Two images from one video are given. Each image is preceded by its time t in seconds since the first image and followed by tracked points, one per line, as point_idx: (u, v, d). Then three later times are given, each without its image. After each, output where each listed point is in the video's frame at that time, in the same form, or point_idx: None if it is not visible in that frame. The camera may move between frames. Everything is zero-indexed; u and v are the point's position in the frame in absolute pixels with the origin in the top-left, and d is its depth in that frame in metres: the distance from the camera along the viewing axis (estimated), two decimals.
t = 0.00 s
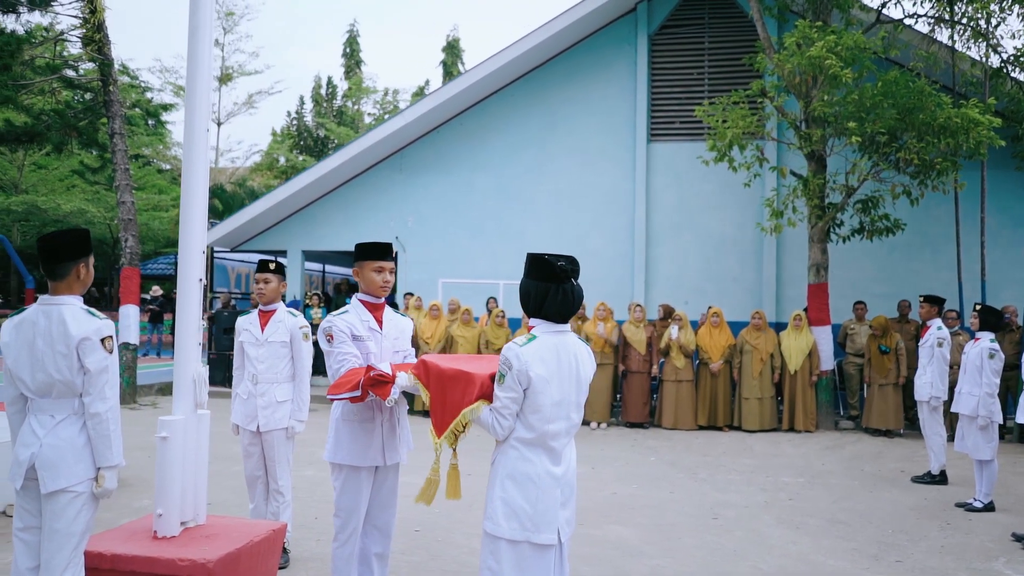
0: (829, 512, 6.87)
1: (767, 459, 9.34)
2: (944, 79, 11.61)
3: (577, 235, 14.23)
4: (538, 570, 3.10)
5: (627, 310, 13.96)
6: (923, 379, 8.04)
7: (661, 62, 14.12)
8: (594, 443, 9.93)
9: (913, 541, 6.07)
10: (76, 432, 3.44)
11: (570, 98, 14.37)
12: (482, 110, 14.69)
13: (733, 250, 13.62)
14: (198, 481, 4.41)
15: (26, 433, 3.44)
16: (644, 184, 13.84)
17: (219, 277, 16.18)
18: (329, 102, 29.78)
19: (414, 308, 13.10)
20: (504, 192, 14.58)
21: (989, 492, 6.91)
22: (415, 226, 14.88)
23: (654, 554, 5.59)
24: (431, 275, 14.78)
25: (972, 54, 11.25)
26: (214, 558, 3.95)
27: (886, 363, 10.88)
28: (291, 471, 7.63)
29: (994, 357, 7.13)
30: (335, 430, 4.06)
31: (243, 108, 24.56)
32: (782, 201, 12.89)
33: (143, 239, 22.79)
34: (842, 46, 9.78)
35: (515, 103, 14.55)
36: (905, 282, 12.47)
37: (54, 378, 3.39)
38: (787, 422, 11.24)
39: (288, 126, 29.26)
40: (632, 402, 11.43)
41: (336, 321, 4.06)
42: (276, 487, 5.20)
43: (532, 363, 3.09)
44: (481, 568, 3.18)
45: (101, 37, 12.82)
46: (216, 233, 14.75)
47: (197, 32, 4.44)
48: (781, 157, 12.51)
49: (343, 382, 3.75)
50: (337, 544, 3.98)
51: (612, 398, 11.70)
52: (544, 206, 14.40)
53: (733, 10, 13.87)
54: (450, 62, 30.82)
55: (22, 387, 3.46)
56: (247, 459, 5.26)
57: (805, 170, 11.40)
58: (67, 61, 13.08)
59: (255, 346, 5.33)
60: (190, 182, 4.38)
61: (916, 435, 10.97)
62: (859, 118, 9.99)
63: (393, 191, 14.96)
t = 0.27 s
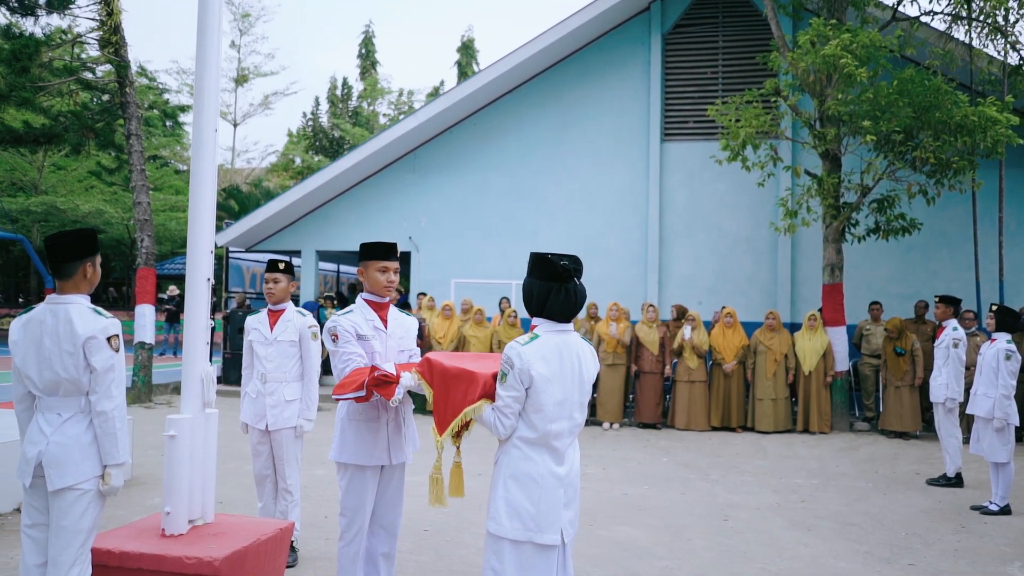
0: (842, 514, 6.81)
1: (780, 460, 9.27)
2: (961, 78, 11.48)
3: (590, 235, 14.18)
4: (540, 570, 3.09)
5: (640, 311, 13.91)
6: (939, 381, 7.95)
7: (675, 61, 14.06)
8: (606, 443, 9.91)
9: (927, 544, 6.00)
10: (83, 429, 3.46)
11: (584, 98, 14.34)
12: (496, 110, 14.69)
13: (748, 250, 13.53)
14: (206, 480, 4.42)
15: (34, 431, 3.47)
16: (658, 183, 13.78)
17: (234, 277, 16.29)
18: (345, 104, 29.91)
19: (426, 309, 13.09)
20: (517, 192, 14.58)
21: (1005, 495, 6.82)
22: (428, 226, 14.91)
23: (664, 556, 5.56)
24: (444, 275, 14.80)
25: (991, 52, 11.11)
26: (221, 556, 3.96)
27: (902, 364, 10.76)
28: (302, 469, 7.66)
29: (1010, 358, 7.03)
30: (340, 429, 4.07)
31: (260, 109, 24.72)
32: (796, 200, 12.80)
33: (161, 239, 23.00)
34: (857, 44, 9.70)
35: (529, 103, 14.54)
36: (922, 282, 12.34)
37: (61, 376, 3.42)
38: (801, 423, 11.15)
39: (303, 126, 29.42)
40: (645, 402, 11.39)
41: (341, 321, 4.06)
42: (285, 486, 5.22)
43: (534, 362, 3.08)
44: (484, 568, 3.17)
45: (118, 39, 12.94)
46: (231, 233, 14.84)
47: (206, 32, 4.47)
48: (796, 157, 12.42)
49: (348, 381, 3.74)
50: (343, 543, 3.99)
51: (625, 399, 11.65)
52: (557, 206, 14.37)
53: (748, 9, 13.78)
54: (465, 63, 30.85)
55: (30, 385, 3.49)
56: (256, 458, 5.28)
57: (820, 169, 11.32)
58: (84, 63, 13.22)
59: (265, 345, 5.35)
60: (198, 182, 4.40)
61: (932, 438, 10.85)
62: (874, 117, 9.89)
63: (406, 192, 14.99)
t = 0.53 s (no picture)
0: (858, 516, 6.73)
1: (796, 461, 9.18)
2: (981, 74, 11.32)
3: (605, 235, 14.12)
4: (546, 571, 3.06)
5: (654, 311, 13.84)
6: (957, 381, 7.84)
7: (690, 59, 13.98)
8: (620, 444, 9.86)
9: (944, 547, 5.91)
10: (90, 428, 3.47)
11: (598, 97, 14.29)
12: (510, 110, 14.67)
13: (764, 250, 13.43)
14: (216, 479, 4.43)
15: (43, 429, 3.49)
16: (673, 183, 13.70)
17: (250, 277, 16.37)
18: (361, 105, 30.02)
19: (440, 309, 13.12)
20: (531, 192, 14.55)
21: None
22: (443, 226, 14.91)
23: (676, 557, 5.52)
24: (459, 275, 14.80)
25: (1012, 48, 10.95)
26: (229, 555, 3.96)
27: (920, 365, 10.63)
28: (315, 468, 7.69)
29: None
30: (348, 429, 4.07)
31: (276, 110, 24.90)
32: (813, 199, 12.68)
33: (179, 240, 23.22)
34: (874, 41, 9.59)
35: (543, 103, 14.51)
36: (941, 281, 12.19)
37: (69, 374, 3.43)
38: (818, 423, 11.04)
39: (319, 127, 29.55)
40: (659, 403, 11.33)
41: (348, 320, 4.09)
42: (296, 485, 5.24)
43: (539, 362, 3.04)
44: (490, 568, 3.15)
45: (135, 41, 13.05)
46: (247, 234, 14.93)
47: (215, 33, 4.49)
48: (812, 155, 12.30)
49: (356, 382, 3.74)
50: (351, 544, 3.98)
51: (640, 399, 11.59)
52: (572, 205, 14.32)
53: (764, 6, 13.67)
54: (480, 63, 30.84)
55: (39, 383, 3.51)
56: (266, 457, 5.29)
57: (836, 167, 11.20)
58: (102, 66, 13.37)
59: (275, 345, 5.38)
60: (207, 181, 4.41)
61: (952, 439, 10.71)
62: (891, 114, 9.77)
63: (421, 192, 15.01)
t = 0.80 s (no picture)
0: (874, 518, 6.63)
1: (812, 462, 9.07)
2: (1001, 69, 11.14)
3: (620, 234, 14.04)
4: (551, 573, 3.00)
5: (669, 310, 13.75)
6: (977, 382, 7.71)
7: (706, 57, 13.87)
8: (633, 445, 9.80)
9: (962, 550, 5.80)
10: (95, 427, 3.47)
11: (612, 96, 14.21)
12: (524, 109, 14.63)
13: (780, 249, 13.29)
14: (223, 478, 4.42)
15: (48, 428, 3.49)
16: (688, 181, 13.60)
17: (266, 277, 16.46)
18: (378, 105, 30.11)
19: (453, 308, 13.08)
20: (546, 191, 14.50)
21: None
22: (457, 226, 14.90)
23: (687, 559, 5.45)
24: (473, 274, 14.78)
25: None
26: (235, 554, 3.95)
27: (938, 365, 10.47)
28: (326, 467, 7.70)
29: None
30: (352, 429, 4.05)
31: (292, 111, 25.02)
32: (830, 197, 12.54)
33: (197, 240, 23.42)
34: (892, 36, 9.47)
35: (557, 101, 14.46)
36: (961, 280, 12.01)
37: (73, 373, 3.43)
38: (835, 424, 10.91)
39: (336, 127, 29.68)
40: (673, 403, 11.25)
41: (352, 319, 4.03)
42: (304, 484, 5.22)
43: (541, 360, 3.00)
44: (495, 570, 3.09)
45: (152, 42, 13.14)
46: (262, 233, 14.99)
47: (222, 31, 4.48)
48: (829, 153, 12.16)
49: (358, 382, 3.70)
50: (357, 546, 3.97)
51: (654, 399, 11.51)
52: (586, 204, 14.26)
53: (780, 3, 13.54)
54: (496, 62, 30.83)
55: (44, 382, 3.51)
56: (275, 457, 5.28)
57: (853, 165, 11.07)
58: (118, 67, 13.48)
59: (283, 344, 5.37)
60: (214, 179, 4.40)
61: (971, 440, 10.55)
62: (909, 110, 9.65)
63: (435, 191, 15.01)
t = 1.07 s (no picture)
0: (891, 521, 6.53)
1: (827, 464, 8.97)
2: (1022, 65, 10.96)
3: (634, 233, 13.97)
4: None
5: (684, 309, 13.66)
6: (996, 382, 7.58)
7: (720, 54, 13.76)
8: (646, 445, 9.73)
9: (980, 555, 5.70)
10: (100, 427, 3.47)
11: (626, 94, 14.13)
12: (538, 108, 14.59)
13: (796, 248, 13.16)
14: (230, 479, 4.42)
15: (54, 428, 3.49)
16: (703, 180, 13.50)
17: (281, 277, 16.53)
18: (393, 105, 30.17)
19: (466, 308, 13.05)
20: (559, 190, 14.45)
21: None
22: (470, 225, 14.89)
23: (699, 562, 5.39)
24: (486, 274, 14.76)
25: None
26: (241, 555, 3.93)
27: (956, 365, 10.32)
28: (337, 467, 7.70)
29: None
30: (351, 431, 4.10)
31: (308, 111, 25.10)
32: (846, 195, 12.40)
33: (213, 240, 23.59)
34: (909, 32, 9.34)
35: (570, 100, 14.41)
36: (980, 279, 11.84)
37: (78, 374, 3.43)
38: (851, 425, 10.79)
39: (352, 127, 29.76)
40: (687, 403, 11.17)
41: (354, 321, 4.07)
42: (313, 485, 5.21)
43: (544, 360, 2.96)
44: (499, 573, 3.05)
45: (167, 44, 13.22)
46: (277, 233, 15.05)
47: (229, 30, 4.48)
48: (846, 151, 12.03)
49: (358, 383, 3.74)
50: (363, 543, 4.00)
51: (668, 399, 11.44)
52: (600, 204, 14.19)
53: None
54: (511, 61, 30.77)
55: (50, 382, 3.51)
56: (284, 456, 5.28)
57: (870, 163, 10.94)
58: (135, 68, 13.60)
59: (292, 344, 5.37)
60: (221, 180, 4.39)
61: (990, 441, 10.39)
62: (927, 107, 9.51)
63: (448, 191, 15.00)
